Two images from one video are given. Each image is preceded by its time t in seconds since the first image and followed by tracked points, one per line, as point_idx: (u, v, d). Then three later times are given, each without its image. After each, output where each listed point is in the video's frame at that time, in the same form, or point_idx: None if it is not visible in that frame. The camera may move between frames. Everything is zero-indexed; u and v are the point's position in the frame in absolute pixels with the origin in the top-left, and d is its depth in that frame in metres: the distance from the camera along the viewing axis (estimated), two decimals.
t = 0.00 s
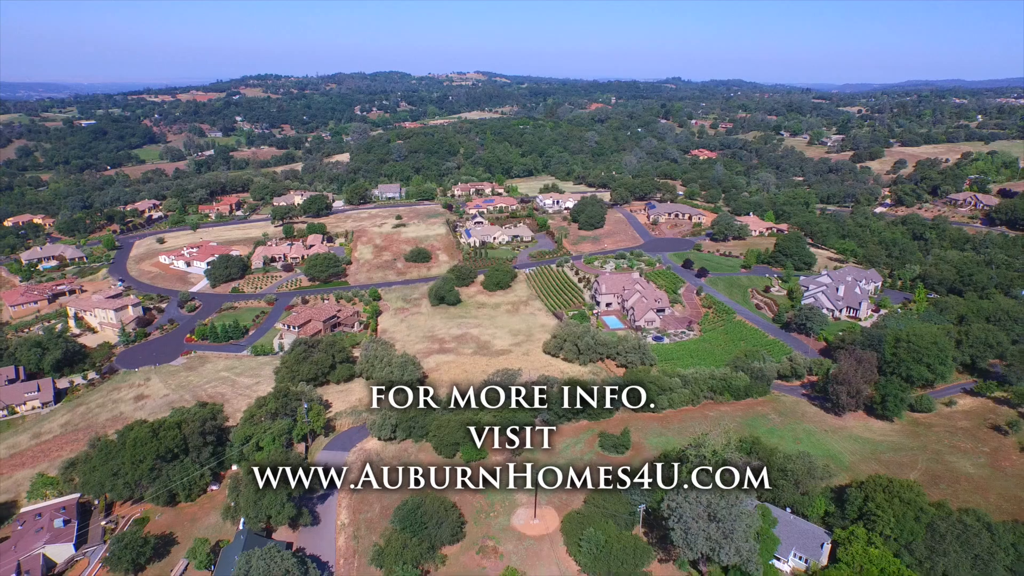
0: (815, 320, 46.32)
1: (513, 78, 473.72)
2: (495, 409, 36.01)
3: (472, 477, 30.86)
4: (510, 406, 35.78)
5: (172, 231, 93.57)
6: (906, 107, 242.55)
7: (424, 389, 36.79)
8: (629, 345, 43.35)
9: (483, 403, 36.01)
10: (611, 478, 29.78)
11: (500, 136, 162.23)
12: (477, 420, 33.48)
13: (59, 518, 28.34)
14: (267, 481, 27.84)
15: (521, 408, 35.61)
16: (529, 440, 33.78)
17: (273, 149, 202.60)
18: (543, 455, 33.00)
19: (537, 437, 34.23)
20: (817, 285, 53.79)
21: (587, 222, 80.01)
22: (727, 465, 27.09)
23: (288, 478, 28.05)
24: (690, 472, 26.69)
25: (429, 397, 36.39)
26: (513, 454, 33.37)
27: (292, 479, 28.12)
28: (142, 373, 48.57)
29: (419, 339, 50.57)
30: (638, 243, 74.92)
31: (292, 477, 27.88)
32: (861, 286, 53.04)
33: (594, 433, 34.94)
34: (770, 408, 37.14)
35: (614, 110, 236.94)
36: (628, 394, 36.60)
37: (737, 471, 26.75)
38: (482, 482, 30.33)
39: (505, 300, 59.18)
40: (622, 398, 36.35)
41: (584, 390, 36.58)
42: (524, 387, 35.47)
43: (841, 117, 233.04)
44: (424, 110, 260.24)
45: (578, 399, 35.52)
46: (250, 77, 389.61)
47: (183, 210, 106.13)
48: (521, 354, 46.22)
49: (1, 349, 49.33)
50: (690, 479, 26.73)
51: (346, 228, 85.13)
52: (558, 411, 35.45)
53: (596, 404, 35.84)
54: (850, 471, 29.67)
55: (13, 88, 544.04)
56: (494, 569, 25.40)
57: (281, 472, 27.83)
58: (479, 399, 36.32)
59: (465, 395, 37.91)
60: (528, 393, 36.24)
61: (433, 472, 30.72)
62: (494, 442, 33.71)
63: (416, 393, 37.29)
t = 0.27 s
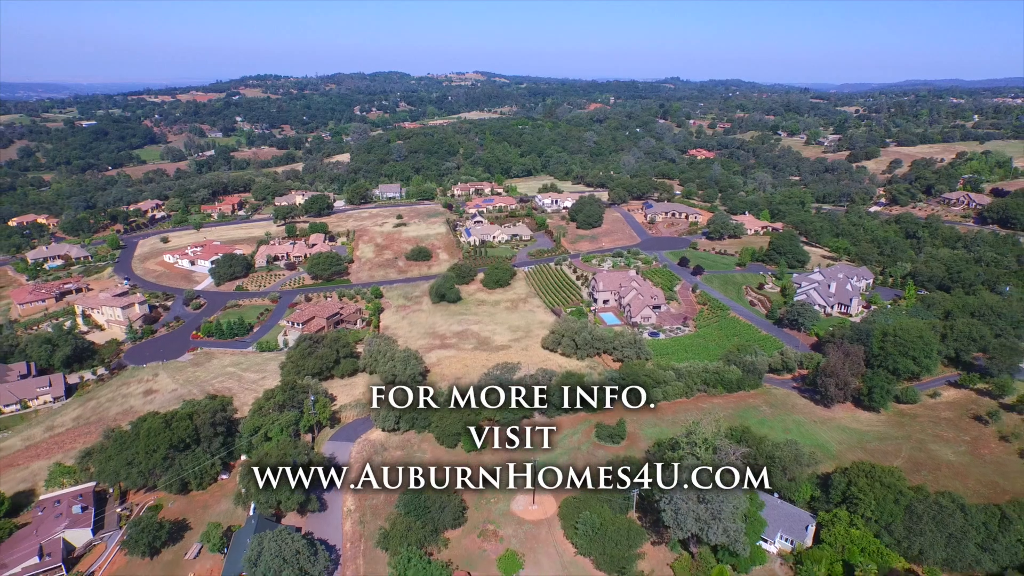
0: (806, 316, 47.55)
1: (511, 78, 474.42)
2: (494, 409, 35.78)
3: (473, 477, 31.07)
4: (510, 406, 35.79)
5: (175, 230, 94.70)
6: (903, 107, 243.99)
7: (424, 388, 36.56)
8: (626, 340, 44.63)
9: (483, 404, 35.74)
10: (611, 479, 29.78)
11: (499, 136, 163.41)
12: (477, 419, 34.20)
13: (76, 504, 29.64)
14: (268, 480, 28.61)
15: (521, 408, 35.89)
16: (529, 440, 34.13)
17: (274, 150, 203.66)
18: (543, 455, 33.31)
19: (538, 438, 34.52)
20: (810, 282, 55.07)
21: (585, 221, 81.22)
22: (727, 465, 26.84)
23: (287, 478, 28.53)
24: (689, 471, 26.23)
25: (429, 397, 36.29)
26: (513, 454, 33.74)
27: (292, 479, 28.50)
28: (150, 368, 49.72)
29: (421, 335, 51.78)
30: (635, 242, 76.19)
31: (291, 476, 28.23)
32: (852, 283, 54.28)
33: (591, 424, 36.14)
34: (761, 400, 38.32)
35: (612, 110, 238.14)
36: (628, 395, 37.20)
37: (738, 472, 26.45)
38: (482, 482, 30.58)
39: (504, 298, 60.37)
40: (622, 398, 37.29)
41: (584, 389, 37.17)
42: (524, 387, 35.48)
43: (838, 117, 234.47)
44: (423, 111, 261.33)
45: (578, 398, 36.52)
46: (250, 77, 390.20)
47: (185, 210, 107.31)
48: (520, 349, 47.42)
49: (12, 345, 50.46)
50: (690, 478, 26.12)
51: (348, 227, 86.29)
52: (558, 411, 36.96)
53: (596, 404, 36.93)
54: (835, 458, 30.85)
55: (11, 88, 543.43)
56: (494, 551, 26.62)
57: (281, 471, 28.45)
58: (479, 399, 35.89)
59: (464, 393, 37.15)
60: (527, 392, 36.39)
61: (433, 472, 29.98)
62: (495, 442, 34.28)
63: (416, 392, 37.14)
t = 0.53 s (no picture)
0: (799, 312, 48.78)
1: (511, 78, 475.43)
2: (495, 408, 36.83)
3: (473, 476, 31.22)
4: (510, 406, 36.84)
5: (179, 230, 95.86)
6: (901, 107, 245.26)
7: (424, 388, 36.74)
8: (622, 336, 45.85)
9: (483, 404, 36.47)
10: (611, 479, 29.68)
11: (499, 137, 164.57)
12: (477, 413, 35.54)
13: (93, 492, 30.97)
14: (268, 480, 29.49)
15: (521, 408, 37.12)
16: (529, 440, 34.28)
17: (274, 150, 204.82)
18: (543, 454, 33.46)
19: (538, 438, 34.64)
20: (803, 280, 56.32)
21: (584, 221, 82.47)
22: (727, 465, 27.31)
23: (287, 477, 29.16)
24: (689, 472, 26.47)
25: (429, 397, 36.45)
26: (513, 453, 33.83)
27: (292, 479, 29.11)
28: (158, 364, 50.91)
29: (422, 332, 52.98)
30: (633, 241, 77.41)
31: (290, 476, 28.77)
32: (844, 281, 55.48)
33: (588, 416, 37.27)
34: (754, 393, 39.49)
35: (611, 110, 239.33)
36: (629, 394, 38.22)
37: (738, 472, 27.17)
38: (482, 482, 30.79)
39: (504, 295, 61.56)
40: (622, 398, 37.93)
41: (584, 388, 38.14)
42: (524, 388, 36.26)
43: (836, 117, 235.77)
44: (423, 111, 262.49)
45: (578, 399, 37.61)
46: (250, 78, 391.09)
47: (188, 209, 108.53)
48: (519, 345, 48.62)
49: (23, 342, 51.68)
50: (690, 478, 26.45)
51: (350, 227, 87.47)
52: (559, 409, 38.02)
53: (595, 403, 37.49)
54: (823, 447, 32.11)
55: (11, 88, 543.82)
56: (494, 535, 27.85)
57: (280, 472, 29.10)
58: (480, 399, 36.53)
59: (464, 393, 37.57)
60: (527, 392, 37.22)
61: (433, 473, 29.91)
62: (495, 442, 34.22)
63: (416, 391, 37.26)
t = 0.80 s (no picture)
0: (790, 308, 50.20)
1: (510, 78, 476.93)
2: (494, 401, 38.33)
3: (472, 476, 31.36)
4: (510, 406, 38.07)
5: (183, 229, 97.19)
6: (898, 107, 246.93)
7: (424, 388, 37.78)
8: (619, 332, 47.29)
9: (484, 403, 37.53)
10: (611, 479, 29.54)
11: (498, 137, 165.99)
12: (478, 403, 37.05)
13: (111, 478, 32.41)
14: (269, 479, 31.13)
15: (521, 408, 38.12)
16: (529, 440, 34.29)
17: (275, 150, 206.10)
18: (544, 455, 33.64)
19: (538, 438, 34.71)
20: (795, 277, 57.79)
21: (582, 220, 83.90)
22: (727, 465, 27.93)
23: (287, 478, 30.61)
24: (689, 472, 27.35)
25: (429, 397, 37.53)
26: (513, 453, 33.96)
27: (292, 479, 30.59)
28: (167, 359, 52.32)
29: (424, 328, 54.35)
30: (630, 239, 78.84)
31: (289, 476, 30.19)
32: (835, 278, 56.95)
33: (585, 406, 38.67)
34: (745, 385, 40.90)
35: (610, 110, 240.79)
36: (629, 394, 38.95)
37: (737, 471, 28.08)
38: (482, 482, 31.11)
39: (504, 293, 62.96)
40: (622, 398, 38.33)
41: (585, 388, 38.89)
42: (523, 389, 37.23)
43: (833, 117, 237.41)
44: (422, 111, 263.87)
45: (578, 398, 38.07)
46: (249, 78, 392.01)
47: (192, 209, 109.91)
48: (519, 340, 50.00)
49: (34, 338, 52.99)
50: (690, 478, 27.39)
51: (352, 226, 88.84)
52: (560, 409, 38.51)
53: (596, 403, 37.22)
54: (809, 436, 33.50)
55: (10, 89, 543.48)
56: (495, 517, 29.36)
57: (280, 472, 30.56)
58: (479, 399, 37.50)
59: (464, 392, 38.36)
60: (527, 392, 38.14)
61: (433, 474, 29.80)
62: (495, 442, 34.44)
63: (416, 391, 38.25)
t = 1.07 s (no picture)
0: (782, 305, 51.42)
1: (509, 78, 477.95)
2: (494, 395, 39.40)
3: (473, 476, 31.90)
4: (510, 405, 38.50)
5: (186, 229, 98.30)
6: (895, 108, 248.57)
7: (424, 388, 38.53)
8: (615, 328, 48.46)
9: (483, 404, 38.15)
10: (611, 478, 30.20)
11: (498, 137, 167.27)
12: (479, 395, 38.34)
13: (124, 468, 33.59)
14: (268, 480, 31.72)
15: (521, 408, 38.42)
16: (529, 440, 34.59)
17: (276, 151, 207.22)
18: (543, 455, 33.97)
19: (538, 438, 34.95)
20: (788, 275, 59.03)
21: (580, 220, 85.14)
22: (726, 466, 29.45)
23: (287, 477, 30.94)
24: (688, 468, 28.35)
25: (429, 397, 38.41)
26: (513, 453, 34.37)
27: (292, 478, 30.69)
28: (174, 356, 53.47)
29: (425, 325, 55.53)
30: (627, 239, 80.06)
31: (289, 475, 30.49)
32: (828, 276, 58.21)
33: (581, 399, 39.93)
34: (738, 379, 42.12)
35: (609, 111, 242.10)
36: (629, 394, 39.39)
37: (735, 470, 29.34)
38: (482, 482, 31.51)
39: (503, 291, 64.14)
40: (622, 398, 38.91)
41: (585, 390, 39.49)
42: (524, 389, 37.77)
43: (831, 117, 238.98)
44: (422, 111, 265.21)
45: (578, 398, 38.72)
46: (249, 79, 392.84)
47: (194, 209, 111.06)
48: (518, 337, 51.18)
49: (43, 335, 54.10)
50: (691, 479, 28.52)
51: (353, 226, 90.02)
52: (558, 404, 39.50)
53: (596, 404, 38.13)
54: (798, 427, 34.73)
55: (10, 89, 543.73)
56: (495, 503, 30.68)
57: (280, 472, 31.26)
58: (479, 399, 38.18)
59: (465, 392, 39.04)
60: (527, 393, 38.65)
61: (433, 473, 30.55)
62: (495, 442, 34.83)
63: (416, 391, 39.14)
